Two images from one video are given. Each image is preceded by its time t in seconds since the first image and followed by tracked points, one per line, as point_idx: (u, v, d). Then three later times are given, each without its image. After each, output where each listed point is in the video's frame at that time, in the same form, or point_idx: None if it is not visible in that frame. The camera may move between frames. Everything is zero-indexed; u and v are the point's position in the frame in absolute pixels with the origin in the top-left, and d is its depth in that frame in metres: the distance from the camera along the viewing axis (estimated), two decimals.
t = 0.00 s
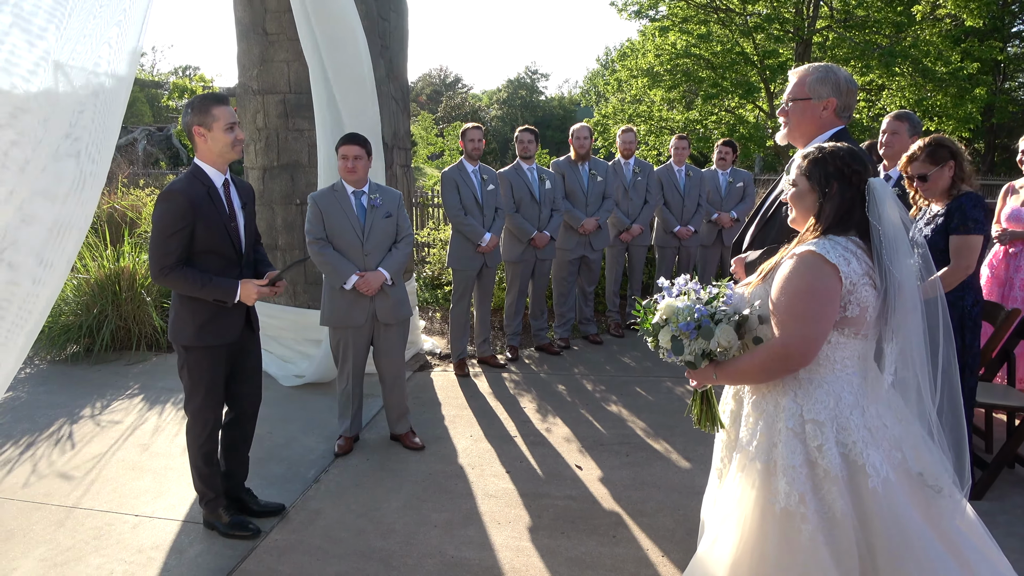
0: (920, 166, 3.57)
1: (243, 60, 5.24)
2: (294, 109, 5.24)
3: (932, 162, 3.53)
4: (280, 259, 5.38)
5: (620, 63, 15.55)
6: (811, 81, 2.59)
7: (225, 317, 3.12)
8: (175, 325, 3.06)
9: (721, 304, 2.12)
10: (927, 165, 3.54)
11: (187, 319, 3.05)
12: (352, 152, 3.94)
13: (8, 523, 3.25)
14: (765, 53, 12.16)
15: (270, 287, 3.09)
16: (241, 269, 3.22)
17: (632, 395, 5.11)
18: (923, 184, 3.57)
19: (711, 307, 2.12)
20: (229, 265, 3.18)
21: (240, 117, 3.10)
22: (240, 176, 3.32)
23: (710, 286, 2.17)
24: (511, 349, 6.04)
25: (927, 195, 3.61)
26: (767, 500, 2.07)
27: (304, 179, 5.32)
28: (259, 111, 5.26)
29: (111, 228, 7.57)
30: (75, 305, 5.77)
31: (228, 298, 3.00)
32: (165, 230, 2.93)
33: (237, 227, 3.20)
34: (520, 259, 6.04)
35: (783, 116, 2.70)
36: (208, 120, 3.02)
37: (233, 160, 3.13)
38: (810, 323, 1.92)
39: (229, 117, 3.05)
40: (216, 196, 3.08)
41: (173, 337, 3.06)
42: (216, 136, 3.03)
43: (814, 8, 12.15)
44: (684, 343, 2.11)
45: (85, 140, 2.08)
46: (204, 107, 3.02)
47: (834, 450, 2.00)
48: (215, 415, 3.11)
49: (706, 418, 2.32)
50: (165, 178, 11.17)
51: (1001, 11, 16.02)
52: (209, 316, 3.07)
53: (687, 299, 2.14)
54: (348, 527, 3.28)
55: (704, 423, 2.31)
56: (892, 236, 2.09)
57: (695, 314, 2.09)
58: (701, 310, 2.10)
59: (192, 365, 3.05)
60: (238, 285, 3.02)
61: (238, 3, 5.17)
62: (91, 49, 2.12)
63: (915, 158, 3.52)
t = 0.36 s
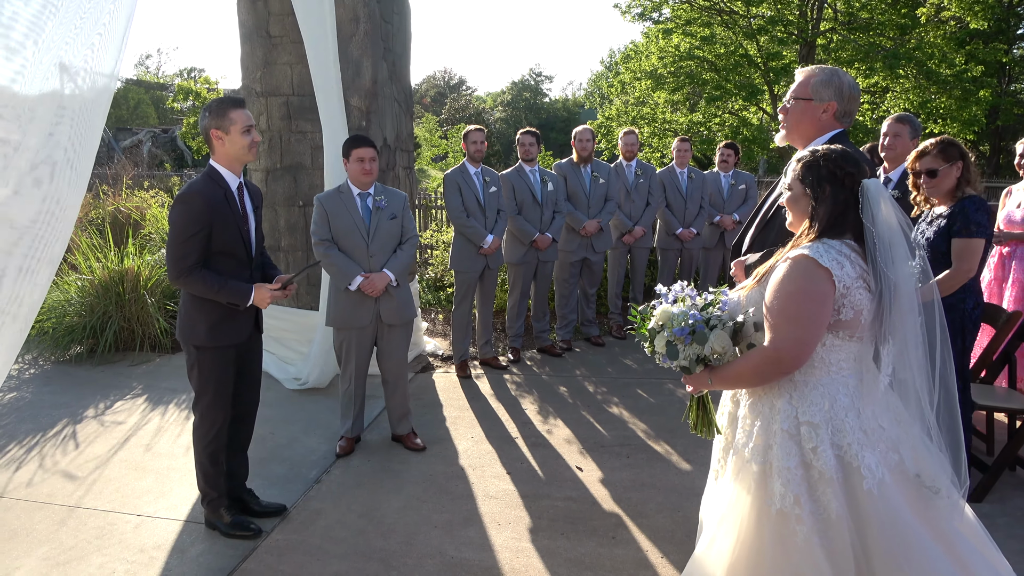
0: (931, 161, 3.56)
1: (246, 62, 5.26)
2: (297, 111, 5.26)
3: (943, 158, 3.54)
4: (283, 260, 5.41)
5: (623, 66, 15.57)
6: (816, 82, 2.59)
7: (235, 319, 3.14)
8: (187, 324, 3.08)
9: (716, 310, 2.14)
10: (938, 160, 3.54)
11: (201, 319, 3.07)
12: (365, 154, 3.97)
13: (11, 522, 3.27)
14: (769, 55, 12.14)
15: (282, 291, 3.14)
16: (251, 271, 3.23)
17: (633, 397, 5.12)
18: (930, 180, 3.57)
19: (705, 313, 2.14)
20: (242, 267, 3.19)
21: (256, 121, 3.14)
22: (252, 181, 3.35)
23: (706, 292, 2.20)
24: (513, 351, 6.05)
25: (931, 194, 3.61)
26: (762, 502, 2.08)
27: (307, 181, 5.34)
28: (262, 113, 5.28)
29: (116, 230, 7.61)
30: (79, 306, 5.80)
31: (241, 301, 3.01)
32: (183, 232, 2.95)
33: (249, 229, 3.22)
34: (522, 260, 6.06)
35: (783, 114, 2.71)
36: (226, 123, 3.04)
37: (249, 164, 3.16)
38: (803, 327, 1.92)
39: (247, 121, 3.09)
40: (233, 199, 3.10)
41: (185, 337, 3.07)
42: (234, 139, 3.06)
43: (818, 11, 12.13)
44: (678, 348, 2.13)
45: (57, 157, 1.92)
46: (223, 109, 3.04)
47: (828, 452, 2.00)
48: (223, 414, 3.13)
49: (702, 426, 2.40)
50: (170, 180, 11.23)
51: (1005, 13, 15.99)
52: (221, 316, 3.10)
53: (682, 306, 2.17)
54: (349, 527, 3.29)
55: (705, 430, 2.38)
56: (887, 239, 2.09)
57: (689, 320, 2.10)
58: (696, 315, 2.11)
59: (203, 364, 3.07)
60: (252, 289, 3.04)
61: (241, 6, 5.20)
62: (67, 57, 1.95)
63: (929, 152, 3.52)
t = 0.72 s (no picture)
0: (949, 154, 3.57)
1: (250, 64, 5.29)
2: (301, 113, 5.28)
3: (961, 154, 3.55)
4: (287, 261, 5.43)
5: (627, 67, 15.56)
6: (811, 85, 2.60)
7: (243, 318, 3.16)
8: (195, 322, 3.10)
9: (713, 311, 2.15)
10: (956, 155, 3.55)
11: (208, 318, 3.08)
12: (373, 156, 3.98)
13: (15, 521, 3.29)
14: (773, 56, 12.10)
15: (289, 289, 3.14)
16: (258, 272, 3.25)
17: (636, 398, 5.12)
18: (942, 173, 3.58)
19: (703, 314, 2.15)
20: (249, 267, 3.21)
21: (259, 120, 3.15)
22: (259, 181, 3.36)
23: (704, 294, 2.20)
24: (516, 352, 6.06)
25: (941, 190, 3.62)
26: (759, 502, 2.08)
27: (311, 182, 5.35)
28: (266, 114, 5.31)
29: (121, 231, 7.65)
30: (84, 306, 5.83)
31: (248, 299, 3.03)
32: (188, 232, 2.97)
33: (255, 230, 3.23)
34: (525, 261, 6.07)
35: (782, 119, 2.71)
36: (229, 123, 3.06)
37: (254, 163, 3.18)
38: (797, 328, 1.93)
39: (250, 120, 3.10)
40: (237, 200, 3.11)
41: (192, 336, 3.09)
42: (237, 139, 3.08)
43: (823, 12, 12.10)
44: (676, 349, 2.15)
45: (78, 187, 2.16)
46: (226, 110, 3.06)
47: (823, 452, 2.01)
48: (230, 410, 3.15)
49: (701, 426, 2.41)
50: (175, 181, 11.26)
51: (1011, 14, 15.91)
52: (230, 315, 3.12)
53: (680, 307, 2.18)
54: (351, 527, 3.30)
55: (704, 430, 2.39)
56: (883, 241, 2.09)
57: (685, 321, 2.12)
58: (693, 316, 2.13)
59: (210, 363, 3.09)
60: (258, 287, 3.06)
61: (245, 8, 5.22)
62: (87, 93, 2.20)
63: (948, 146, 3.53)
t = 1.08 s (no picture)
0: (957, 154, 3.55)
1: (256, 66, 5.32)
2: (306, 114, 5.30)
3: (969, 155, 3.54)
4: (292, 262, 5.45)
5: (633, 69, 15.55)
6: (811, 87, 2.61)
7: (245, 317, 3.18)
8: (198, 322, 3.12)
9: (713, 312, 2.15)
10: (965, 155, 3.54)
11: (210, 318, 3.11)
12: (373, 158, 4.00)
13: (23, 519, 3.32)
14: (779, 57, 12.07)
15: (292, 288, 3.16)
16: (261, 272, 3.26)
17: (639, 399, 5.12)
18: (950, 172, 3.56)
19: (702, 315, 2.16)
20: (252, 267, 3.22)
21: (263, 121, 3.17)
22: (262, 184, 3.37)
23: (704, 295, 2.21)
24: (520, 352, 6.07)
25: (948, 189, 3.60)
26: (759, 502, 2.09)
27: (316, 183, 5.37)
28: (271, 116, 5.34)
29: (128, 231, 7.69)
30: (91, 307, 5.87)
31: (252, 298, 3.05)
32: (192, 232, 2.99)
33: (258, 231, 3.25)
34: (529, 262, 6.08)
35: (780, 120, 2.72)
36: (233, 125, 3.08)
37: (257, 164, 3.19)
38: (796, 327, 1.93)
39: (253, 123, 3.12)
40: (240, 200, 3.13)
41: (195, 335, 3.11)
42: (241, 140, 3.10)
43: (829, 13, 12.08)
44: (676, 350, 2.16)
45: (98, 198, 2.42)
46: (230, 112, 3.09)
47: (823, 452, 2.01)
48: (231, 410, 3.16)
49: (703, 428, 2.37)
50: (182, 183, 11.30)
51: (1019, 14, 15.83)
52: (233, 315, 3.14)
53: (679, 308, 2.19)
54: (355, 527, 3.32)
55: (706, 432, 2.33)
56: (882, 241, 2.10)
57: (684, 321, 2.13)
58: (692, 317, 2.14)
59: (213, 363, 3.11)
60: (263, 286, 3.07)
61: (251, 10, 5.25)
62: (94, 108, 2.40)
63: (957, 145, 3.53)
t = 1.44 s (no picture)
0: (967, 152, 3.52)
1: (267, 69, 5.36)
2: (316, 116, 5.34)
3: (980, 153, 3.51)
4: (303, 263, 5.49)
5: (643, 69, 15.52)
6: (824, 89, 2.61)
7: (250, 318, 3.20)
8: (204, 322, 3.15)
9: (719, 312, 2.15)
10: (975, 154, 3.50)
11: (216, 318, 3.14)
12: (376, 160, 4.02)
13: (38, 517, 3.37)
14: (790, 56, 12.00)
15: (298, 291, 3.18)
16: (266, 272, 3.29)
17: (649, 399, 5.11)
18: (960, 171, 3.53)
19: (708, 315, 2.16)
20: (256, 267, 3.25)
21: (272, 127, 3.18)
22: (272, 185, 3.39)
23: (709, 296, 2.21)
24: (530, 353, 6.08)
25: (958, 186, 3.57)
26: (766, 501, 2.09)
27: (326, 185, 5.41)
28: (282, 118, 5.38)
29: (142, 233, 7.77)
30: (105, 308, 5.94)
31: (256, 299, 3.08)
32: (200, 232, 3.03)
33: (265, 233, 3.28)
34: (538, 263, 6.08)
35: (789, 120, 2.70)
36: (242, 128, 3.11)
37: (264, 167, 3.22)
38: (801, 326, 1.93)
39: (263, 127, 3.14)
40: (247, 202, 3.16)
41: (202, 335, 3.15)
42: (248, 144, 3.12)
43: (841, 10, 11.98)
44: (682, 351, 2.15)
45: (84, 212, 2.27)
46: (240, 115, 3.11)
47: (829, 452, 2.00)
48: (238, 411, 3.19)
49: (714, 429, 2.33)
50: (195, 185, 11.38)
51: None
52: (237, 316, 3.16)
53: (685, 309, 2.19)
54: (364, 526, 3.33)
55: (715, 433, 2.31)
56: (887, 240, 2.09)
57: (690, 321, 2.13)
58: (697, 317, 2.13)
59: (219, 363, 3.14)
60: (268, 287, 3.10)
61: (262, 13, 5.29)
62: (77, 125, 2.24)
63: (967, 142, 3.49)
